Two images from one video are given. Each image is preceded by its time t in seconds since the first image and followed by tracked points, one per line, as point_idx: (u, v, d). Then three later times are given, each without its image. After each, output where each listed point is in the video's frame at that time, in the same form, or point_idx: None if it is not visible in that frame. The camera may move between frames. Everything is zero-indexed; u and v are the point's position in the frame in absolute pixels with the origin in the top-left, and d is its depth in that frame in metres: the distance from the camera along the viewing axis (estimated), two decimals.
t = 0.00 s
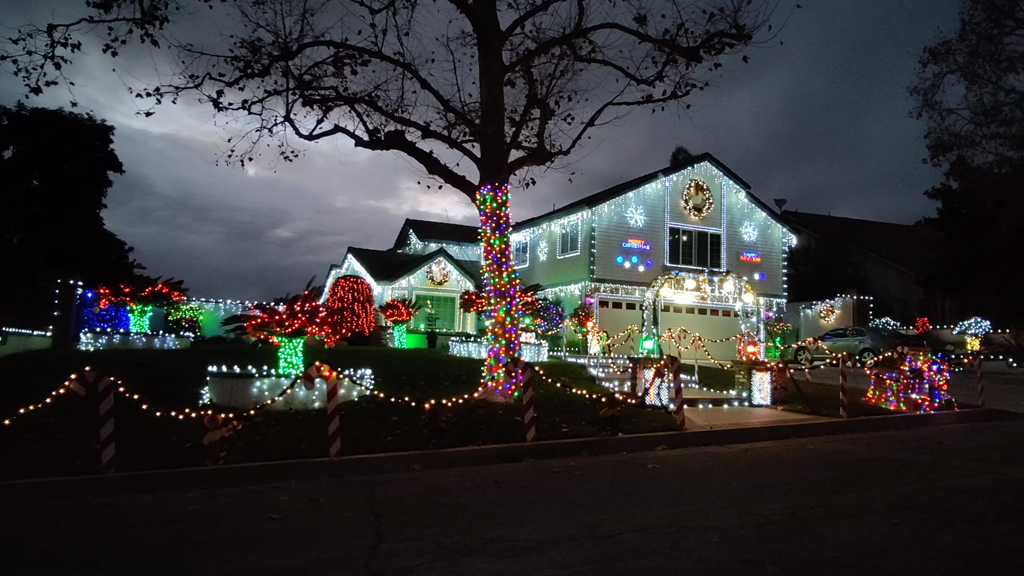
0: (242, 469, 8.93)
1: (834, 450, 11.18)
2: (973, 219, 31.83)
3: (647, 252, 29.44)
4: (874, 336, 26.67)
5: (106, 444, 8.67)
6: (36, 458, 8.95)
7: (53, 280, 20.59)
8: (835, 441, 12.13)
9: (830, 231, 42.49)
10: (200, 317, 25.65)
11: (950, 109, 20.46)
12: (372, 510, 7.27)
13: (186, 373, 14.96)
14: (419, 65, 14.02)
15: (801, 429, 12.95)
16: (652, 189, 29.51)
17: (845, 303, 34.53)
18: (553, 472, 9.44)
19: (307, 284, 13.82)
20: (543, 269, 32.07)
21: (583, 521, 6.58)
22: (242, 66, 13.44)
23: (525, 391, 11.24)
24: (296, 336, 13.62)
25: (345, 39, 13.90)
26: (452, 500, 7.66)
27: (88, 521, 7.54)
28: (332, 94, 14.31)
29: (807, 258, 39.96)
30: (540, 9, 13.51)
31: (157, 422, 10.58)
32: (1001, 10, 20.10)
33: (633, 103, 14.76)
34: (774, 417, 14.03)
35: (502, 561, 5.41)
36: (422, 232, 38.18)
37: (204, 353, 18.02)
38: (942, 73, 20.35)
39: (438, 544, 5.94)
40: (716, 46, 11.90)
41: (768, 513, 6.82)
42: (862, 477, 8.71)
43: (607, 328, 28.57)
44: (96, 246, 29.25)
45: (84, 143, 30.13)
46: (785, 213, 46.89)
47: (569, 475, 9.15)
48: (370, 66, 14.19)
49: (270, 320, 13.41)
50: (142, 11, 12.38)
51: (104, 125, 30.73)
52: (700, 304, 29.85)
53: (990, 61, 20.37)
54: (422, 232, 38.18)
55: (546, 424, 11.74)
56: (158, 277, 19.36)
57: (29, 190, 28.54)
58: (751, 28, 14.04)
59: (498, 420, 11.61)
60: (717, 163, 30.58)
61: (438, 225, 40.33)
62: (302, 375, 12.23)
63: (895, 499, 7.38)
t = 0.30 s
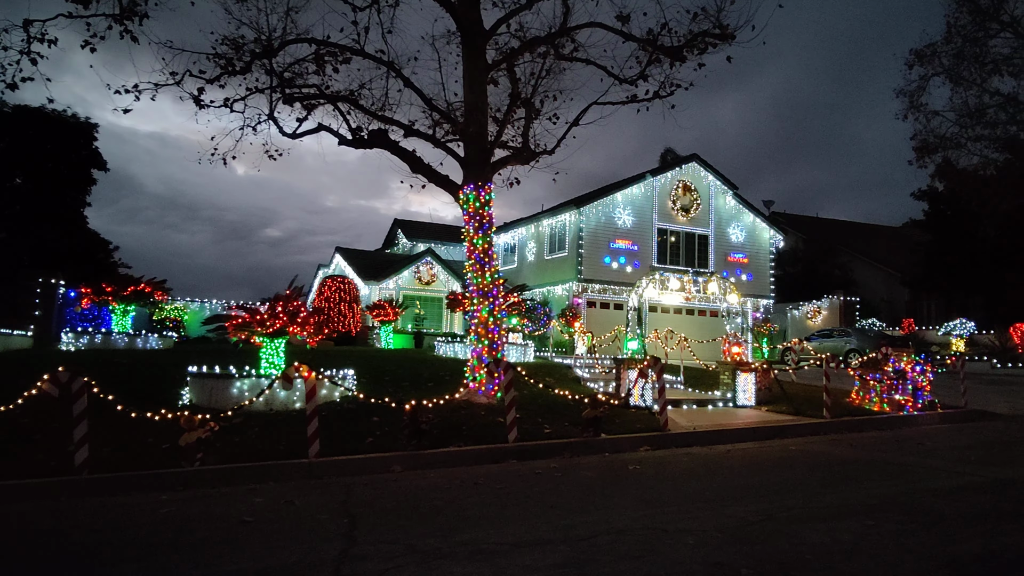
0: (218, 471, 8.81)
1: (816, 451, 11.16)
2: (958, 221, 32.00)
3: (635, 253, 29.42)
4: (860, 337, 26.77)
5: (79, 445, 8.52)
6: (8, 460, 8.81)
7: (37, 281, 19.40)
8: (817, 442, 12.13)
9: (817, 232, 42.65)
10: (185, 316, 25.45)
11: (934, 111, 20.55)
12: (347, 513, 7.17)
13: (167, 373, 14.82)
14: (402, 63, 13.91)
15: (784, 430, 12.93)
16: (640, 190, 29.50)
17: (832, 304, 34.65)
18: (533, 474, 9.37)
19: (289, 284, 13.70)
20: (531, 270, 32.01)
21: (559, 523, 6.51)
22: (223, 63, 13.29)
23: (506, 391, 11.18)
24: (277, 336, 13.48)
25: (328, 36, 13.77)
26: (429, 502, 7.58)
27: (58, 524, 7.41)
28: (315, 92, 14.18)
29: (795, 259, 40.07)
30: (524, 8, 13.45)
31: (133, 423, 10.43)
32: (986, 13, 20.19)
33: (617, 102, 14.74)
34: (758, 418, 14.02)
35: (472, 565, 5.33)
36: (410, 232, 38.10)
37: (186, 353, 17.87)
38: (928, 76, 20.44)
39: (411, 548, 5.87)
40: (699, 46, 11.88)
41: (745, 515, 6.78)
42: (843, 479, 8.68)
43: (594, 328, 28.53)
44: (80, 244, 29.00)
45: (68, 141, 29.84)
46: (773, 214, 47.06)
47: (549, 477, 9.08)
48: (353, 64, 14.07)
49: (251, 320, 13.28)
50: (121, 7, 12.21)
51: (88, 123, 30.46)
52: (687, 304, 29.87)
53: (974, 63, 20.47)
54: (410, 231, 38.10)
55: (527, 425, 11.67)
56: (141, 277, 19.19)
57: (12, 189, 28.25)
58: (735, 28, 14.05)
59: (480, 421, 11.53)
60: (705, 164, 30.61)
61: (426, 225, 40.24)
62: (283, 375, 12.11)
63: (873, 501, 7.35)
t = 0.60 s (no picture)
0: (192, 472, 8.69)
1: (795, 451, 11.15)
2: (942, 222, 32.19)
3: (621, 253, 29.42)
4: (844, 337, 26.86)
5: (49, 446, 8.37)
6: None
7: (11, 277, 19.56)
8: (797, 442, 12.16)
9: (803, 233, 42.84)
10: (166, 315, 25.24)
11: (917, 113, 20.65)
12: (319, 514, 7.08)
13: (145, 372, 14.66)
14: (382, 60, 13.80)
15: (765, 430, 12.91)
16: (626, 190, 29.49)
17: (817, 304, 34.78)
18: (511, 474, 9.30)
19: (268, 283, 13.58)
20: (517, 269, 31.95)
21: (532, 526, 6.44)
22: (201, 59, 13.13)
23: (486, 391, 11.10)
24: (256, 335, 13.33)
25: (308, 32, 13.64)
26: (403, 504, 7.50)
27: (24, 525, 7.27)
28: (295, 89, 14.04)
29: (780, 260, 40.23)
30: (507, 6, 13.39)
31: (106, 424, 10.28)
32: (969, 16, 20.30)
33: (600, 102, 14.73)
34: (739, 418, 14.03)
35: (440, 569, 5.25)
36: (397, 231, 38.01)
37: (166, 352, 17.70)
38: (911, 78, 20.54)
39: (380, 550, 5.78)
40: (681, 45, 11.84)
41: (720, 517, 6.73)
42: (820, 479, 8.66)
43: (580, 328, 28.52)
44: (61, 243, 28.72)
45: (50, 138, 29.54)
46: (759, 215, 47.26)
47: (527, 477, 9.02)
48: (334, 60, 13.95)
49: (229, 319, 13.13)
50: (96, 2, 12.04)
51: (71, 120, 30.16)
52: (672, 304, 29.92)
53: (957, 66, 20.59)
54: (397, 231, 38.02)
55: (508, 426, 11.60)
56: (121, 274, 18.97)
57: None
58: (717, 29, 14.06)
59: (460, 422, 11.46)
60: (690, 164, 30.65)
61: (413, 224, 40.16)
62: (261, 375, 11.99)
63: (850, 502, 7.31)
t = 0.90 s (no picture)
0: (163, 474, 8.55)
1: (777, 452, 11.11)
2: (928, 223, 32.32)
3: (608, 252, 29.37)
4: (830, 337, 26.92)
5: (18, 447, 8.21)
6: None
7: None
8: (779, 442, 12.14)
9: (791, 233, 42.95)
10: (150, 313, 25.04)
11: (902, 114, 20.70)
12: (289, 516, 6.97)
13: (122, 372, 14.47)
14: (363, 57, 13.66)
15: (748, 430, 12.88)
16: (614, 189, 29.45)
17: (804, 305, 34.86)
18: (489, 475, 9.22)
19: (248, 281, 13.38)
20: (504, 269, 31.87)
21: (504, 528, 6.36)
22: (180, 55, 12.97)
23: (465, 391, 10.99)
24: (235, 334, 13.20)
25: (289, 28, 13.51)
26: (376, 506, 7.39)
27: None
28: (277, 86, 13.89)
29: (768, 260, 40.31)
30: (490, 3, 13.30)
31: (78, 424, 10.11)
32: (954, 17, 20.36)
33: (584, 100, 14.71)
34: (722, 419, 13.98)
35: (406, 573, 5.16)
36: (384, 230, 37.86)
37: (147, 351, 17.50)
38: (896, 78, 20.61)
39: (347, 553, 5.68)
40: (663, 43, 11.79)
41: (695, 518, 6.66)
42: (799, 480, 8.62)
43: (566, 328, 28.47)
44: (43, 241, 28.44)
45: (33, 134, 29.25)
46: (747, 215, 47.38)
47: (505, 478, 8.93)
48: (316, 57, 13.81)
49: (208, 318, 12.98)
50: None
51: (54, 117, 29.88)
52: (659, 304, 29.92)
53: (942, 67, 20.66)
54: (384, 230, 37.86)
55: (488, 426, 11.51)
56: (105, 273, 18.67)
57: None
58: (701, 27, 14.05)
59: (440, 422, 11.37)
60: (678, 164, 30.64)
61: (401, 223, 40.03)
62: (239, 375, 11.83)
63: (827, 503, 7.27)
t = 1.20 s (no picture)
0: (146, 476, 8.46)
1: (768, 453, 11.06)
2: (922, 223, 32.33)
3: (603, 252, 29.31)
4: (825, 338, 26.90)
5: None
6: None
7: None
8: (771, 443, 12.10)
9: (786, 233, 42.94)
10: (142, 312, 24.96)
11: (897, 114, 20.67)
12: (270, 519, 6.89)
13: (110, 372, 14.37)
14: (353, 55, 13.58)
15: (739, 431, 12.82)
16: (608, 189, 29.39)
17: (799, 305, 34.83)
18: (476, 476, 9.15)
19: (236, 281, 13.28)
20: (498, 269, 31.80)
21: (486, 531, 6.30)
22: (168, 53, 12.90)
23: (454, 392, 10.92)
24: (224, 334, 13.12)
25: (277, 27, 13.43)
26: (360, 508, 7.32)
27: None
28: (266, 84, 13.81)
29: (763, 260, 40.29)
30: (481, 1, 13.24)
31: (62, 425, 10.01)
32: (948, 18, 20.34)
33: (574, 99, 14.73)
34: (714, 419, 13.92)
35: None
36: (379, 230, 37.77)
37: (136, 351, 17.39)
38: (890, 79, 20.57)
39: (325, 557, 5.62)
40: (654, 42, 11.72)
41: (680, 521, 6.60)
42: (788, 482, 8.56)
43: (560, 328, 28.46)
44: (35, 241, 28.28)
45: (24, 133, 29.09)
46: (742, 215, 47.38)
47: (491, 480, 8.87)
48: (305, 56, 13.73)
49: (196, 318, 12.87)
50: None
51: (46, 116, 29.73)
52: (652, 305, 29.95)
53: (936, 67, 20.66)
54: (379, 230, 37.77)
55: (477, 427, 11.45)
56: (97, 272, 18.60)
57: None
58: (692, 26, 14.04)
59: (428, 422, 11.30)
60: (673, 164, 30.60)
61: (396, 223, 39.94)
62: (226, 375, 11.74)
63: (813, 505, 7.21)
